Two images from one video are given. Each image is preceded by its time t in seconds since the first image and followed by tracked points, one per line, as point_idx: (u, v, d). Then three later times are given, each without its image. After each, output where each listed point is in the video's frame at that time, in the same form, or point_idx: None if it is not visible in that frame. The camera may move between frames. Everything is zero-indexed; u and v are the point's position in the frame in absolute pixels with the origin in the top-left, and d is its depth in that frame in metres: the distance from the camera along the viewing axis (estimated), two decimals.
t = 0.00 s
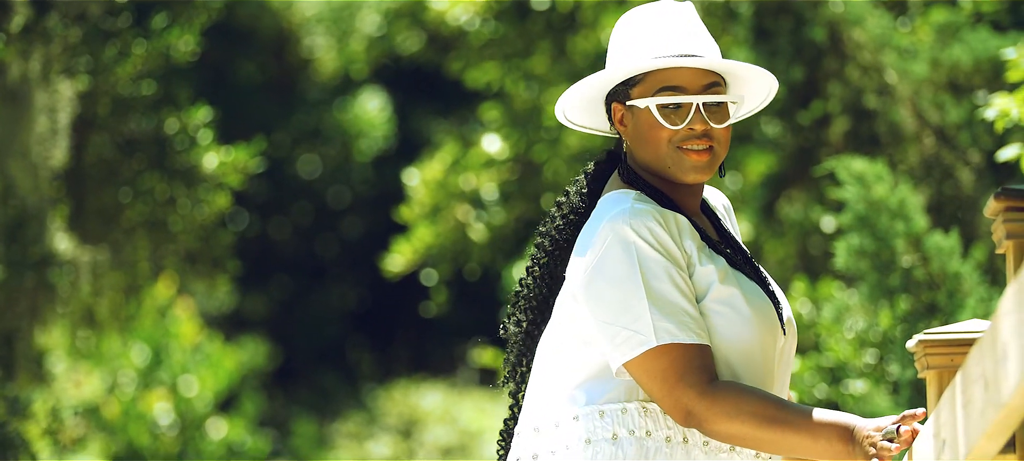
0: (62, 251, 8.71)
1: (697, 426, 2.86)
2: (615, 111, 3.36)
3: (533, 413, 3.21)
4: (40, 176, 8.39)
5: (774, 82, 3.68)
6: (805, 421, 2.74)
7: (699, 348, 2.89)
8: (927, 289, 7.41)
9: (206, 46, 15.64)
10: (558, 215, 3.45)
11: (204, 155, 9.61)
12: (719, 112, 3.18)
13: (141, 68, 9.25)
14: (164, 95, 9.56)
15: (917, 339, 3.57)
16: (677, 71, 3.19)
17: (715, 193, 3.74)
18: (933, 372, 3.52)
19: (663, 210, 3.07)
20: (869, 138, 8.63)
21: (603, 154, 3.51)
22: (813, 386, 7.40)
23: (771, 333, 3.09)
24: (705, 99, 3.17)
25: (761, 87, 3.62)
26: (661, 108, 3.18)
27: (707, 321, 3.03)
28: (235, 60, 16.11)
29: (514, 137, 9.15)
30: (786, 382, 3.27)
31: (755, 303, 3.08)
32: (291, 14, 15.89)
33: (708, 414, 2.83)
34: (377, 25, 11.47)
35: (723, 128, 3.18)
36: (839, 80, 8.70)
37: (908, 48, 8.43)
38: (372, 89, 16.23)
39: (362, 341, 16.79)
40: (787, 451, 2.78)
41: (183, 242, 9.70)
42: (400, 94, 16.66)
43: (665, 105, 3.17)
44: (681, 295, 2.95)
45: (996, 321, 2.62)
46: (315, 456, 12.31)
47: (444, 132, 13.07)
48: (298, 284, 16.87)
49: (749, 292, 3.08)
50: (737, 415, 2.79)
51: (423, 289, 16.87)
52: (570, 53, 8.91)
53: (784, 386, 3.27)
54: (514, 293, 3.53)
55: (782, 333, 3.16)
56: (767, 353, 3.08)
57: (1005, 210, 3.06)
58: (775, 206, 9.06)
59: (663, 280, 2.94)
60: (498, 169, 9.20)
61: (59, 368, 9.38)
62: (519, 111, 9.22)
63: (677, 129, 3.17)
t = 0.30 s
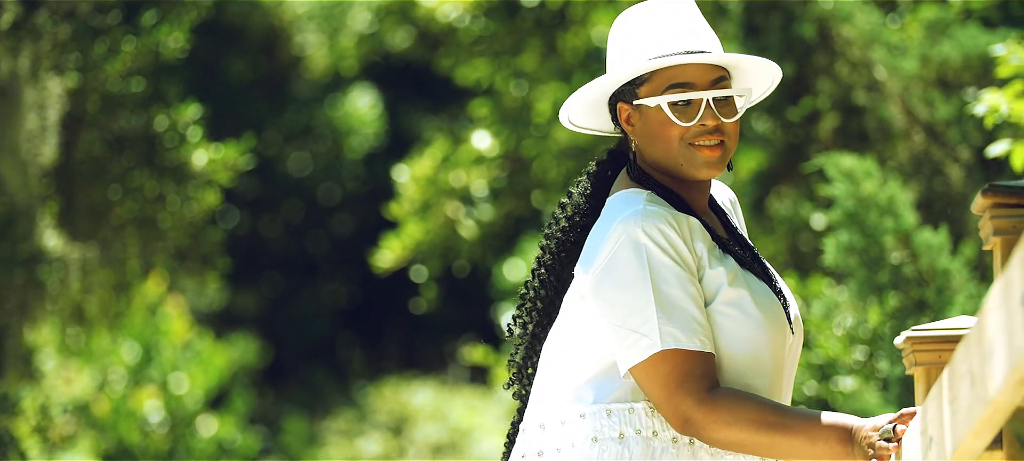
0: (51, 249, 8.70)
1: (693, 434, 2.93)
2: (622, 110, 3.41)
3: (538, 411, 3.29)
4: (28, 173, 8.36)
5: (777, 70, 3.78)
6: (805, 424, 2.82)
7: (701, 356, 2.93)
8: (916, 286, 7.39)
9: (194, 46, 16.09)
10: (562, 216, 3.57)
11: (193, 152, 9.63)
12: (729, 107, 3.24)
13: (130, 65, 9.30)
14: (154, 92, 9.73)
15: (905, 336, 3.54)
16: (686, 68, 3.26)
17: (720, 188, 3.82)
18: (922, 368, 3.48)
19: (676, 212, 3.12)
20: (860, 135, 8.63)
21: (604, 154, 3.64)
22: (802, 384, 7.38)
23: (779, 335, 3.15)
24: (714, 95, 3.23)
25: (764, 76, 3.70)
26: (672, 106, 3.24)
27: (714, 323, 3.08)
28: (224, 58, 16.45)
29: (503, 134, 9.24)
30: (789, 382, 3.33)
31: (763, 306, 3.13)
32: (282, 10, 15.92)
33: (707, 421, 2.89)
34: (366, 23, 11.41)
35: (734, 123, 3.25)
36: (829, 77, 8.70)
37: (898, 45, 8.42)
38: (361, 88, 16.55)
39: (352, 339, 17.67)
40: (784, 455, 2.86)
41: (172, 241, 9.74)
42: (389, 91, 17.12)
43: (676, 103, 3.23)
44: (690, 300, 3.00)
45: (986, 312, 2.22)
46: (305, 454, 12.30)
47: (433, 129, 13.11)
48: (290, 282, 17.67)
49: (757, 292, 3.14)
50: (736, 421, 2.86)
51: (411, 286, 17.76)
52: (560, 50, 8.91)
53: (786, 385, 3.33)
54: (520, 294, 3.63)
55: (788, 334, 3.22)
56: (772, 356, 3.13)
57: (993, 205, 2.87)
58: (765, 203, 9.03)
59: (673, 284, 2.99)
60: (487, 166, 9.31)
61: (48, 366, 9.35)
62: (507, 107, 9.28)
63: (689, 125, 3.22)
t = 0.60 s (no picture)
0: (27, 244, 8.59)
1: (671, 438, 2.97)
2: (607, 114, 3.44)
3: (530, 406, 3.34)
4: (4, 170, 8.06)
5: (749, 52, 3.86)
6: (784, 428, 2.87)
7: (687, 362, 2.97)
8: (891, 282, 7.38)
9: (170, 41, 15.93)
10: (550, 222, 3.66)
11: (170, 148, 9.76)
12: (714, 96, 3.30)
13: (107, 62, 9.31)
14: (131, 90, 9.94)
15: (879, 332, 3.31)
16: (668, 64, 3.31)
17: (712, 184, 3.85)
18: (895, 364, 3.26)
19: (672, 216, 3.14)
20: (836, 131, 8.66)
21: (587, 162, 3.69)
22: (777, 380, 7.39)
23: (771, 335, 3.18)
24: (698, 86, 3.28)
25: (739, 66, 3.76)
26: (659, 102, 3.28)
27: (705, 324, 3.11)
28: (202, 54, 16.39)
29: (480, 130, 9.41)
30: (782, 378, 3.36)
31: (754, 308, 3.17)
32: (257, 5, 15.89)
33: (685, 427, 2.93)
34: (343, 18, 11.29)
35: (720, 112, 3.29)
36: (805, 73, 8.73)
37: (874, 43, 8.41)
38: (339, 84, 16.76)
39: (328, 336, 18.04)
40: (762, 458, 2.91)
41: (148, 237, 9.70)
42: (364, 88, 17.46)
43: (663, 99, 3.28)
44: (680, 303, 3.03)
45: (959, 306, 2.23)
46: (283, 453, 12.26)
47: (412, 124, 13.08)
48: (267, 278, 17.83)
49: (747, 294, 3.17)
50: (715, 426, 2.90)
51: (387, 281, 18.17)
52: (536, 47, 8.97)
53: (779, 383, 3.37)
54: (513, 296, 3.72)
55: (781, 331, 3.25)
56: (765, 357, 3.16)
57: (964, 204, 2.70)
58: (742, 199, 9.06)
59: (664, 288, 3.02)
60: (464, 162, 9.50)
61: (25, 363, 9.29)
62: (480, 99, 9.47)
63: (678, 120, 3.26)
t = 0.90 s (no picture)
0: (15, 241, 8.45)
1: (654, 439, 2.95)
2: (606, 117, 3.40)
3: (530, 405, 3.33)
4: None
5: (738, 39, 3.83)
6: (769, 432, 2.84)
7: (675, 367, 2.93)
8: (879, 281, 7.37)
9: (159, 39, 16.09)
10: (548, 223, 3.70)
11: (159, 147, 9.76)
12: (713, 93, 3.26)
13: (95, 60, 9.33)
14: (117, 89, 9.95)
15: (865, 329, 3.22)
16: (665, 62, 3.28)
17: (707, 180, 3.85)
18: (882, 364, 3.19)
19: (674, 218, 3.09)
20: (824, 129, 8.67)
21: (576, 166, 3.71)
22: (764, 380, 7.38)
23: (769, 336, 3.15)
24: (698, 83, 3.24)
25: (731, 59, 3.74)
26: (660, 102, 3.24)
27: (703, 325, 3.08)
28: (191, 52, 16.48)
29: (470, 129, 9.56)
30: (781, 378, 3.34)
31: (753, 309, 3.13)
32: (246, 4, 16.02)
33: (670, 428, 2.90)
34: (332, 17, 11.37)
35: (720, 108, 3.26)
36: (793, 72, 8.73)
37: (862, 42, 8.42)
38: (329, 83, 16.76)
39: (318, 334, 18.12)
40: None
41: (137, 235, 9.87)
42: (356, 87, 17.45)
43: (662, 97, 3.24)
44: (676, 306, 2.99)
45: (944, 306, 2.18)
46: (273, 451, 12.27)
47: (400, 122, 13.14)
48: (257, 277, 17.86)
49: (746, 294, 3.14)
50: (699, 428, 2.88)
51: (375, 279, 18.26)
52: (525, 45, 9.00)
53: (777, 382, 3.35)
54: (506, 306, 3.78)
55: (779, 330, 3.22)
56: (763, 357, 3.14)
57: (951, 202, 2.58)
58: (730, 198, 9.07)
59: (661, 290, 2.98)
60: (452, 160, 9.63)
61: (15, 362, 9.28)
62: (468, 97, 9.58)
63: (679, 118, 3.22)
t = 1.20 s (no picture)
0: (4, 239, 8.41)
1: (643, 441, 3.05)
2: (603, 117, 3.48)
3: (525, 409, 3.42)
4: None
5: (721, 36, 3.99)
6: (757, 436, 2.94)
7: (663, 370, 3.03)
8: (870, 283, 7.35)
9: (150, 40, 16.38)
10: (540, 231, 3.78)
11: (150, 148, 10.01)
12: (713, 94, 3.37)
13: (87, 62, 9.31)
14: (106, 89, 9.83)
15: (854, 333, 3.22)
16: (666, 61, 3.37)
17: (701, 178, 3.96)
18: (871, 367, 3.19)
19: (669, 223, 3.21)
20: (815, 132, 8.71)
21: (563, 166, 3.80)
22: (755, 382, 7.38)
23: (763, 336, 3.26)
24: (698, 82, 3.35)
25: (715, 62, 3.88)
26: (663, 101, 3.33)
27: (696, 325, 3.20)
28: (181, 54, 16.76)
29: (459, 131, 9.55)
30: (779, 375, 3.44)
31: (747, 308, 3.24)
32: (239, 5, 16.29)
33: (657, 431, 3.00)
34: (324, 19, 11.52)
35: (718, 106, 3.38)
36: (783, 75, 8.76)
37: (852, 45, 8.43)
38: (321, 85, 16.88)
39: (308, 336, 18.03)
40: None
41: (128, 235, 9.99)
42: (350, 89, 17.48)
43: (666, 96, 3.34)
44: (669, 308, 3.10)
45: (932, 308, 2.23)
46: (266, 453, 12.31)
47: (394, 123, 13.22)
48: (247, 278, 17.86)
49: (741, 294, 3.25)
50: (687, 431, 2.98)
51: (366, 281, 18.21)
52: (517, 46, 8.99)
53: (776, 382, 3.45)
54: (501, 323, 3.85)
55: (776, 327, 3.34)
56: (758, 356, 3.25)
57: (940, 203, 2.63)
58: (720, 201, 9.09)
59: (652, 293, 3.09)
60: (443, 162, 9.71)
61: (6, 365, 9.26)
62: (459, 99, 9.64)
63: (682, 117, 3.32)
